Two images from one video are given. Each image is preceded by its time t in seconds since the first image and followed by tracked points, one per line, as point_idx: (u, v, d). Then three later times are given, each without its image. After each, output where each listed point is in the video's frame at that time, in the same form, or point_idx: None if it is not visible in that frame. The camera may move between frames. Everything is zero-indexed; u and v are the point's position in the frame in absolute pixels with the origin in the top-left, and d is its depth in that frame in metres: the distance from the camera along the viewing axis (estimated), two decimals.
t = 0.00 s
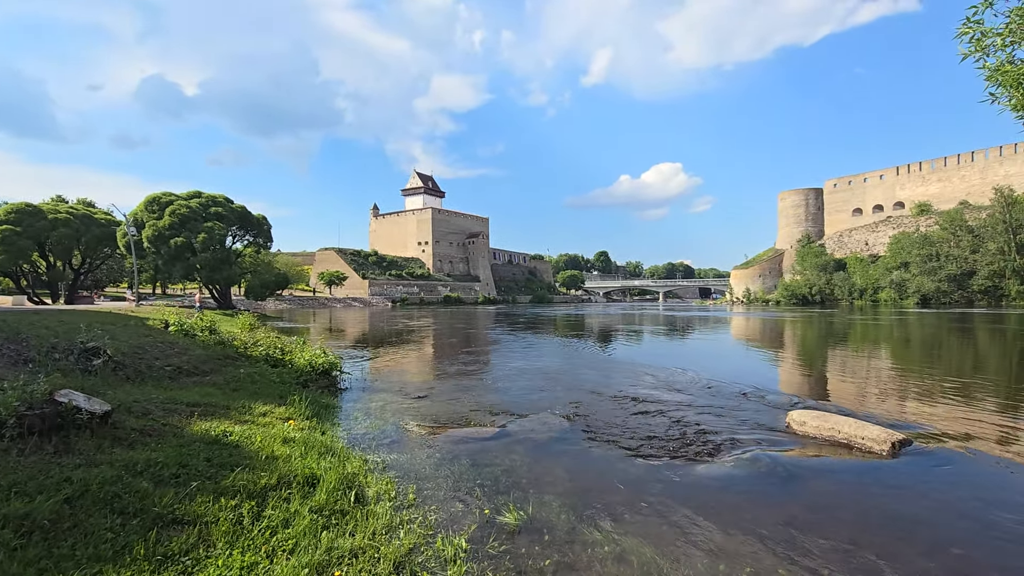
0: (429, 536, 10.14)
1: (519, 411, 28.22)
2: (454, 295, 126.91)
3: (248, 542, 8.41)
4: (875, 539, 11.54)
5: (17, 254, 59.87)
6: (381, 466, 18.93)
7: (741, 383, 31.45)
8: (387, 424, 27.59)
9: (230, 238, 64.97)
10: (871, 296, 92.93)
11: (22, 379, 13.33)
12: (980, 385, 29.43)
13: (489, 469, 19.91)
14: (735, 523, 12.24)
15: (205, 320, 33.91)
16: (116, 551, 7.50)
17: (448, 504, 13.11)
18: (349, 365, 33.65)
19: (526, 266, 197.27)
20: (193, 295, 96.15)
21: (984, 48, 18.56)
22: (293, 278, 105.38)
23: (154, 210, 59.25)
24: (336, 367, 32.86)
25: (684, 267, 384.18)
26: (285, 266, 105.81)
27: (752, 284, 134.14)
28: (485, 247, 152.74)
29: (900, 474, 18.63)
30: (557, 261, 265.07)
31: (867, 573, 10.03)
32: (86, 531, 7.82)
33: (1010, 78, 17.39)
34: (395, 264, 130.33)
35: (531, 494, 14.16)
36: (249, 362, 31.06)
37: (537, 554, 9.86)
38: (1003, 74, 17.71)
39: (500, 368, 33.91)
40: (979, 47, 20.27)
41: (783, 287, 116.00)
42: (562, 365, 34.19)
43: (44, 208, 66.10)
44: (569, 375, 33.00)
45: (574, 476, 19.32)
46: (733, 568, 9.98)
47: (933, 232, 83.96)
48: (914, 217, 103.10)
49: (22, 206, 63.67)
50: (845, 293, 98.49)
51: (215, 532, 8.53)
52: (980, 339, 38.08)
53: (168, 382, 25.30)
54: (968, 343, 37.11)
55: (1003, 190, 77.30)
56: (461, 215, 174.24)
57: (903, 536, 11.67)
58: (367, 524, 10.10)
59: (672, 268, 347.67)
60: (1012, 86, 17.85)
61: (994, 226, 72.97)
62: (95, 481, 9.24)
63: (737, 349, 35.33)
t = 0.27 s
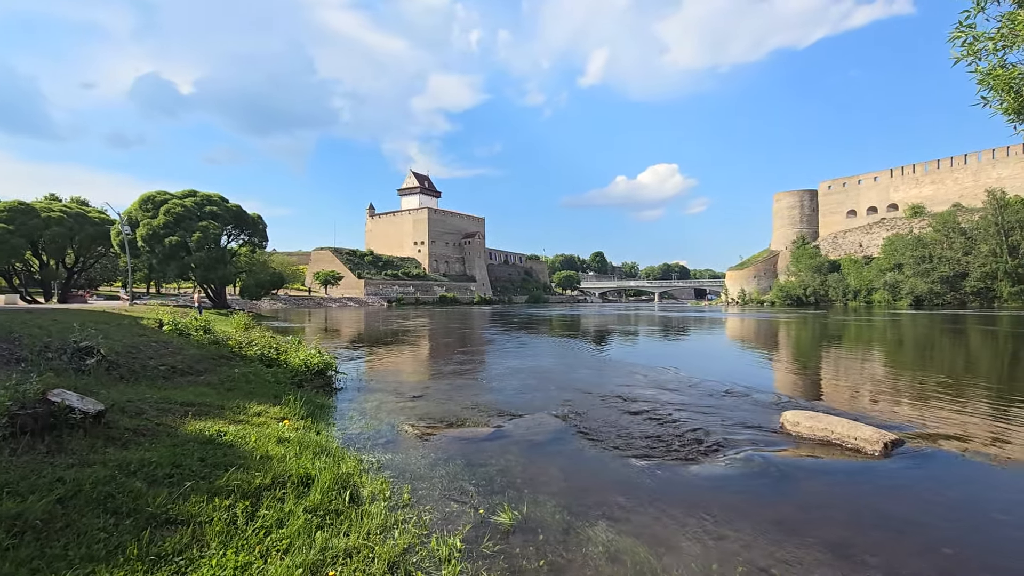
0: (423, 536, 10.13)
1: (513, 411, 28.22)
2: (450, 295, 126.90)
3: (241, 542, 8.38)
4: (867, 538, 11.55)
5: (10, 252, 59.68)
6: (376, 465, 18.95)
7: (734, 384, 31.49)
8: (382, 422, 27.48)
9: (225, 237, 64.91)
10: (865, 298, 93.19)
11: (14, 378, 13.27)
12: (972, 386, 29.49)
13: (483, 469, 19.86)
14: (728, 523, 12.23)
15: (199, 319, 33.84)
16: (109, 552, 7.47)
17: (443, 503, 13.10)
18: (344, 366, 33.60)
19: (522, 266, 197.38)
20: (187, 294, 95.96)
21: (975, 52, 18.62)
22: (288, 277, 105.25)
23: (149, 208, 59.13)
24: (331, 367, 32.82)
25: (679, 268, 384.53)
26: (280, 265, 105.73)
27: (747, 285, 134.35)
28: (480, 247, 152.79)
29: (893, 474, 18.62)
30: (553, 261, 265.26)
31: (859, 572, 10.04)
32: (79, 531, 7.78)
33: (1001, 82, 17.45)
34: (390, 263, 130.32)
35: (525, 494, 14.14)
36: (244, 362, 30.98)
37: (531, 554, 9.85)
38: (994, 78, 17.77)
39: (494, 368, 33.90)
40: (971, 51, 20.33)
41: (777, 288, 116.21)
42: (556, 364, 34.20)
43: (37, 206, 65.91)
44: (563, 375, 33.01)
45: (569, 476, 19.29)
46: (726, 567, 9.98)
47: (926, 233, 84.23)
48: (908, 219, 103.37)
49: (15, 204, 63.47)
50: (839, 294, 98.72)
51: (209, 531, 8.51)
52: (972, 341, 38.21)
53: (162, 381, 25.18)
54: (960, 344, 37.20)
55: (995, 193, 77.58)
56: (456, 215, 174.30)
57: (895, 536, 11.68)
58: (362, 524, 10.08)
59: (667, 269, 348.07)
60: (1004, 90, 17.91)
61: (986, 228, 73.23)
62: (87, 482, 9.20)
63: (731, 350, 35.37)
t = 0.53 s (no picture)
0: (419, 538, 10.11)
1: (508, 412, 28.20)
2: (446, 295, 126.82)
3: (236, 543, 8.36)
4: (861, 540, 11.55)
5: (4, 251, 59.50)
6: (372, 466, 18.93)
7: (729, 385, 31.49)
8: (378, 422, 27.42)
9: (220, 237, 64.80)
10: (860, 300, 93.32)
11: (7, 378, 13.22)
12: (966, 388, 29.50)
13: (478, 470, 19.83)
14: (723, 524, 12.23)
15: (194, 319, 33.76)
16: (102, 553, 7.43)
17: (439, 504, 13.12)
18: (339, 366, 33.48)
19: (518, 267, 197.28)
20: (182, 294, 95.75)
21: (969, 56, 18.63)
22: (283, 277, 105.11)
23: (144, 207, 58.96)
24: (327, 368, 32.72)
25: (675, 269, 384.71)
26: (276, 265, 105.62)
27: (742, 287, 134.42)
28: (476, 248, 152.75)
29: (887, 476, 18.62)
30: (549, 262, 265.36)
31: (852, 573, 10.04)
32: (72, 532, 7.75)
33: (994, 86, 17.47)
34: (386, 264, 130.21)
35: (521, 495, 14.12)
36: (239, 362, 30.92)
37: (527, 555, 9.84)
38: (988, 83, 17.78)
39: (489, 369, 33.89)
40: (965, 55, 20.34)
41: (773, 289, 116.29)
42: (551, 365, 34.19)
43: (31, 206, 65.77)
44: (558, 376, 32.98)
45: (564, 477, 19.28)
46: (720, 569, 9.98)
47: (920, 236, 84.31)
48: (903, 222, 103.45)
49: (9, 202, 63.24)
50: (834, 296, 98.79)
51: (203, 533, 8.48)
52: (967, 343, 38.23)
53: (156, 381, 25.10)
54: (955, 347, 37.20)
55: (989, 196, 77.68)
56: (453, 216, 174.20)
57: (888, 537, 11.69)
58: (357, 526, 10.06)
59: (664, 271, 348.29)
60: (997, 95, 17.93)
61: (980, 231, 73.32)
62: (81, 483, 9.17)
63: (727, 351, 35.38)
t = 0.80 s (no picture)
0: (414, 540, 10.06)
1: (504, 414, 28.16)
2: (442, 297, 126.67)
3: (230, 546, 8.32)
4: (855, 542, 11.54)
5: None
6: (367, 468, 18.88)
7: (725, 388, 31.43)
8: (374, 424, 27.35)
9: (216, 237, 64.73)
10: (855, 303, 93.36)
11: None
12: (960, 391, 29.49)
13: (474, 471, 19.78)
14: (718, 526, 12.22)
15: (189, 320, 33.69)
16: (95, 556, 7.39)
17: (435, 507, 13.10)
18: (335, 367, 33.39)
19: (514, 269, 197.18)
20: (177, 295, 95.51)
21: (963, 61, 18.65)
22: (279, 278, 105.00)
23: (139, 208, 58.84)
24: (323, 369, 32.63)
25: (675, 271, 383.81)
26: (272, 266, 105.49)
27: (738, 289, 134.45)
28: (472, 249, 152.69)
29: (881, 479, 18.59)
30: (546, 265, 265.69)
31: None
32: (64, 535, 7.71)
33: (988, 91, 17.49)
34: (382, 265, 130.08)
35: (516, 498, 14.09)
36: (234, 363, 30.89)
37: (522, 558, 9.82)
38: (981, 88, 17.81)
39: (485, 370, 33.83)
40: (958, 60, 20.37)
41: (769, 292, 116.38)
42: (547, 367, 34.12)
43: (25, 205, 65.63)
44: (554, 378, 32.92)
45: (560, 479, 19.24)
46: (716, 571, 9.95)
47: (915, 240, 84.42)
48: (897, 225, 103.29)
49: (2, 202, 63.07)
50: (830, 298, 98.86)
51: (197, 536, 8.44)
52: (961, 346, 38.15)
53: (150, 382, 25.02)
54: (950, 350, 37.17)
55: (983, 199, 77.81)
56: (449, 217, 174.21)
57: (882, 540, 11.68)
58: (351, 528, 10.02)
59: (660, 274, 348.74)
60: (990, 99, 17.95)
61: (973, 235, 73.48)
62: (73, 485, 9.11)
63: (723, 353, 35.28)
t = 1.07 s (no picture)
0: (410, 543, 10.04)
1: (501, 417, 28.11)
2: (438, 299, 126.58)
3: (224, 549, 8.29)
4: (851, 544, 11.54)
5: None
6: (363, 471, 18.82)
7: (722, 391, 31.41)
8: (370, 426, 27.29)
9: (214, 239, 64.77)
10: (850, 306, 93.44)
11: None
12: (956, 395, 29.48)
13: (471, 474, 19.75)
14: (715, 528, 12.21)
15: (186, 322, 33.65)
16: (88, 559, 7.37)
17: (431, 510, 13.08)
18: (331, 369, 33.32)
19: (510, 271, 196.98)
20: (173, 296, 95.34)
21: (958, 65, 18.74)
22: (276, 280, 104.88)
23: (135, 209, 58.75)
24: (319, 371, 32.56)
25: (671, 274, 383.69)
26: (268, 268, 105.38)
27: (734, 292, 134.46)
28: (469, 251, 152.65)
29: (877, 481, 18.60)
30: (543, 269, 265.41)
31: None
32: (56, 538, 7.68)
33: (983, 96, 17.58)
34: (378, 267, 129.99)
35: (513, 501, 14.07)
36: (230, 365, 30.85)
37: (518, 561, 9.80)
38: (976, 92, 17.90)
39: (481, 373, 33.79)
40: (953, 65, 20.47)
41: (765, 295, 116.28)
42: (544, 369, 34.09)
43: (20, 206, 65.52)
44: (551, 381, 32.89)
45: (557, 481, 19.22)
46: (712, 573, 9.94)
47: (910, 243, 84.48)
48: (892, 228, 103.37)
49: None
50: (826, 302, 98.87)
51: (192, 538, 8.42)
52: (957, 350, 38.12)
53: (145, 384, 24.99)
54: (945, 353, 37.17)
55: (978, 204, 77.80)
56: (446, 220, 174.15)
57: (878, 542, 11.68)
58: (348, 531, 10.00)
59: (656, 277, 348.53)
60: (984, 104, 18.04)
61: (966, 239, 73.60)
62: (66, 487, 9.08)
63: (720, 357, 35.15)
